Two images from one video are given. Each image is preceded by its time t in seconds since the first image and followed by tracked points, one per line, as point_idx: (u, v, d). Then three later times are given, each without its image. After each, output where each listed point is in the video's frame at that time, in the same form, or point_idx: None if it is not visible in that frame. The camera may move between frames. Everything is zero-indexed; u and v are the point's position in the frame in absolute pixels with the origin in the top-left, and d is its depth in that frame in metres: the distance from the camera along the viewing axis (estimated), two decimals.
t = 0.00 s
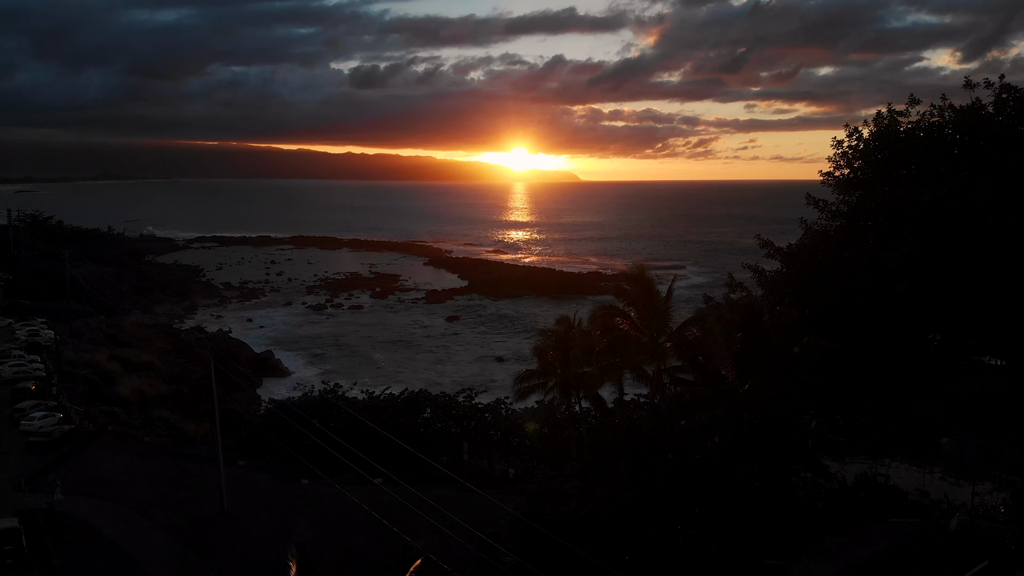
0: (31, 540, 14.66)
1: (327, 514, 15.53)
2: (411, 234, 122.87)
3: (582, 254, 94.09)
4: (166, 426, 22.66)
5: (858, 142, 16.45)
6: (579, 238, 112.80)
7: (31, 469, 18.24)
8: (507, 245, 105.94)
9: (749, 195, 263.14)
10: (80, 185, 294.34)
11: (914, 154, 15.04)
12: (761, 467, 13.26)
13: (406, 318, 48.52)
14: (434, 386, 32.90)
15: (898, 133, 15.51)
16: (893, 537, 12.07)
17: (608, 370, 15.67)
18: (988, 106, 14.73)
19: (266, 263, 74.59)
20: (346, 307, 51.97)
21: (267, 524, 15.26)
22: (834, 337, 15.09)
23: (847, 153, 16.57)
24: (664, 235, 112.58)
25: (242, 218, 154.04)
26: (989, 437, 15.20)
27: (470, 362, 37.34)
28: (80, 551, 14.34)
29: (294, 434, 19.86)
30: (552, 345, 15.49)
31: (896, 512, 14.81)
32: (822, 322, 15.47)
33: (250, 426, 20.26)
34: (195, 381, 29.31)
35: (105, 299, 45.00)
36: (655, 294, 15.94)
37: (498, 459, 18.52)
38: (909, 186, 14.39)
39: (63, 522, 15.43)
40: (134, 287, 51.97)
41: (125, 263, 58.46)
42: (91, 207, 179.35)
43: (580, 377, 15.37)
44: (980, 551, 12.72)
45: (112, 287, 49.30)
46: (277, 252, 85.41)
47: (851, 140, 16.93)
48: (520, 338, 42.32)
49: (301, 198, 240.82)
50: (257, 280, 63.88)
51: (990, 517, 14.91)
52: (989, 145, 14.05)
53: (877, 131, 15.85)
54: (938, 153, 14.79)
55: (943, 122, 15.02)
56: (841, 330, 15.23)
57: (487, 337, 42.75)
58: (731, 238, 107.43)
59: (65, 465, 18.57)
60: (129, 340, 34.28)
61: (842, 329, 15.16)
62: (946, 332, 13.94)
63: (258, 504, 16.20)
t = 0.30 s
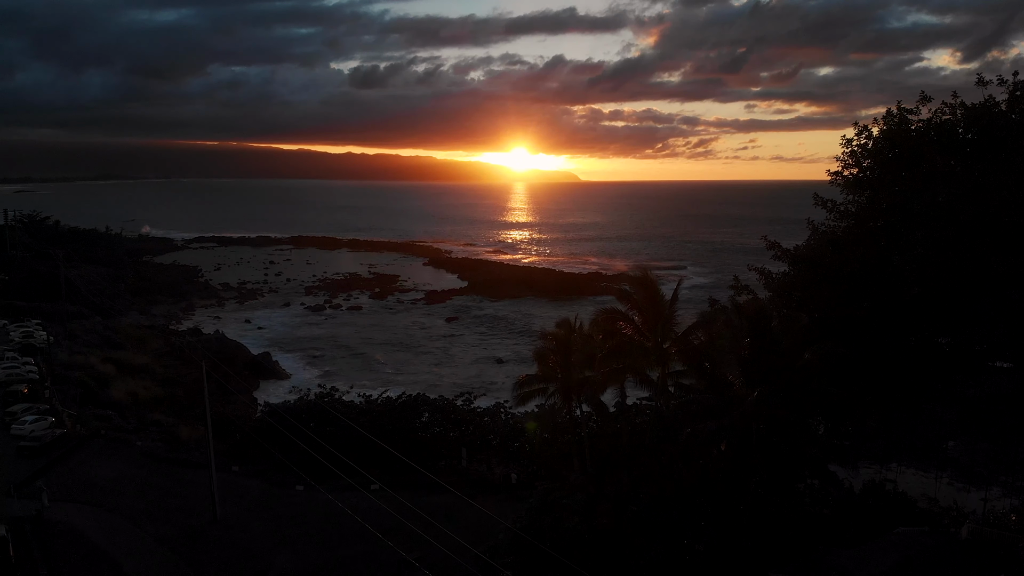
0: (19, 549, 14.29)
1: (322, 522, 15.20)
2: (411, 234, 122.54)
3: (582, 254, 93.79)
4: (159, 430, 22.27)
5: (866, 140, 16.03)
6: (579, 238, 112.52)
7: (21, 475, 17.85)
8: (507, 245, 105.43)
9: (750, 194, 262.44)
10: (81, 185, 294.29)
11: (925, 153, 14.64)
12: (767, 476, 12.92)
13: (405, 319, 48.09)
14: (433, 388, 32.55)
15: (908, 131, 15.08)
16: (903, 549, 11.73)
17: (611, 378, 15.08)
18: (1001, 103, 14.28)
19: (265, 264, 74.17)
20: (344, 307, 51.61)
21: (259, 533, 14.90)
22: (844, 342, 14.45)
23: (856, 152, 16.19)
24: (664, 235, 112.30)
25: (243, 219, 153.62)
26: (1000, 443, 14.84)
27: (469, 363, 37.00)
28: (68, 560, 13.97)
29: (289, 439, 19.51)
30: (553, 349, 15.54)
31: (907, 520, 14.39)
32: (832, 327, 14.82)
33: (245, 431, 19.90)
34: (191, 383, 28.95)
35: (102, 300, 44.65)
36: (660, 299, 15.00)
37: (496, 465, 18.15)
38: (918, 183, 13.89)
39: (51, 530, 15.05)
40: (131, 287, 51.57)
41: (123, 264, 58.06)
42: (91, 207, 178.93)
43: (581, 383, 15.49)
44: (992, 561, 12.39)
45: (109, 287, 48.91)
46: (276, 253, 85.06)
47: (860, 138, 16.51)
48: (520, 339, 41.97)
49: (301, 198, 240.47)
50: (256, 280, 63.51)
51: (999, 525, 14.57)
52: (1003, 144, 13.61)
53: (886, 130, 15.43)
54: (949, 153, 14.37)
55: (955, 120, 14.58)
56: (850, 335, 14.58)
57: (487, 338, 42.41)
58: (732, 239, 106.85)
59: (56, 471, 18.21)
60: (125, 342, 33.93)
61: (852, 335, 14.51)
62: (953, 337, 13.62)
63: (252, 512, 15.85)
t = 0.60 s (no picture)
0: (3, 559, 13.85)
1: (316, 530, 14.80)
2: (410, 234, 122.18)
3: (582, 254, 93.43)
4: (152, 434, 21.85)
5: (877, 139, 15.65)
6: (579, 238, 112.14)
7: (9, 482, 17.42)
8: (508, 245, 105.03)
9: (750, 194, 262.15)
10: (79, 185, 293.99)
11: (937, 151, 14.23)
12: (774, 484, 12.52)
13: (405, 320, 47.67)
14: (431, 390, 32.15)
15: (919, 128, 14.68)
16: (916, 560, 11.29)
17: (614, 384, 14.68)
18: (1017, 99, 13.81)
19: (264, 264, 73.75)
20: (343, 308, 51.23)
21: (252, 541, 14.49)
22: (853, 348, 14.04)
23: (865, 151, 15.78)
24: (665, 235, 111.94)
25: (241, 219, 153.23)
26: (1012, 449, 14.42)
27: (468, 365, 36.61)
28: (54, 570, 13.54)
29: (284, 443, 19.13)
30: (554, 353, 15.30)
31: (917, 529, 13.96)
32: (841, 331, 14.41)
33: (240, 436, 19.52)
34: (186, 385, 28.51)
35: (98, 301, 44.24)
36: (664, 302, 14.98)
37: (496, 470, 17.74)
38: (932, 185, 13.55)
39: (37, 538, 14.64)
40: (128, 288, 51.12)
41: (120, 264, 57.61)
42: (90, 207, 178.42)
43: (581, 387, 15.07)
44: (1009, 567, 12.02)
45: (105, 288, 48.47)
46: (275, 253, 84.70)
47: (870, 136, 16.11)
48: (520, 341, 41.58)
49: (301, 199, 240.07)
50: (254, 280, 63.09)
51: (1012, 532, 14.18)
52: (1019, 141, 13.15)
53: (898, 126, 15.04)
54: (963, 151, 13.91)
55: (968, 117, 14.14)
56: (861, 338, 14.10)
57: (486, 340, 42.00)
58: (734, 239, 106.44)
59: (44, 476, 17.79)
60: (121, 344, 33.50)
61: (862, 338, 14.03)
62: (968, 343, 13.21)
63: (244, 519, 15.41)
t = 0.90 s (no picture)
0: None
1: (310, 537, 14.47)
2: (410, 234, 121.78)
3: (583, 254, 93.11)
4: (145, 438, 21.46)
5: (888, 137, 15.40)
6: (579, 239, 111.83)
7: None
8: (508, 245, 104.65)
9: (750, 195, 261.95)
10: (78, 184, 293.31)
11: (948, 149, 13.87)
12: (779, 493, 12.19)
13: (403, 321, 47.29)
14: (430, 392, 31.81)
15: (931, 127, 14.40)
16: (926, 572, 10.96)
17: (616, 391, 14.47)
18: None
19: (263, 264, 73.37)
20: (342, 309, 50.88)
21: (243, 551, 14.13)
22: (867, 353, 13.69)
23: (875, 149, 15.50)
24: (665, 236, 111.58)
25: (241, 219, 152.75)
26: None
27: (468, 367, 36.29)
28: None
29: (281, 447, 18.84)
30: (555, 358, 15.10)
31: (927, 538, 13.60)
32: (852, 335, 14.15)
33: (234, 438, 19.24)
34: (181, 388, 28.16)
35: (94, 302, 43.85)
36: (670, 306, 14.44)
37: (495, 476, 17.45)
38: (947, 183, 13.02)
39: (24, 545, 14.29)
40: (125, 288, 50.72)
41: (117, 265, 57.20)
42: (89, 207, 177.91)
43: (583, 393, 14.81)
44: None
45: (102, 289, 48.07)
46: (274, 253, 84.35)
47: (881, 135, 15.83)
48: (519, 342, 41.24)
49: (300, 198, 239.61)
50: (252, 281, 62.65)
51: None
52: None
53: (909, 125, 14.77)
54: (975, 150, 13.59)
55: (982, 114, 13.80)
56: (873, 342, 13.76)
57: (486, 341, 41.68)
58: (735, 239, 106.09)
59: (34, 482, 17.42)
60: (115, 345, 33.11)
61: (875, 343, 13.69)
62: (984, 346, 12.66)
63: (236, 526, 15.08)
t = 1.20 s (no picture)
0: None
1: (305, 547, 14.07)
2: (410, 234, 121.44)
3: (583, 254, 92.82)
4: (138, 443, 21.04)
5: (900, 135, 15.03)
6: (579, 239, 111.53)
7: None
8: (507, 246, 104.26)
9: (750, 195, 261.79)
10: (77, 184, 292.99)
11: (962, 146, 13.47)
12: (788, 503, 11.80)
13: (403, 322, 46.90)
14: (429, 394, 31.45)
15: (945, 124, 14.02)
16: None
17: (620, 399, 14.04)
18: None
19: (261, 265, 72.96)
20: (340, 310, 50.52)
21: (236, 560, 13.73)
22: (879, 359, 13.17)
23: (886, 147, 15.18)
24: (665, 236, 111.32)
25: (239, 219, 152.27)
26: None
27: (467, 368, 35.95)
28: None
29: (276, 453, 18.44)
30: (556, 363, 14.48)
31: (938, 548, 13.23)
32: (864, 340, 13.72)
33: (228, 444, 18.86)
34: (176, 391, 27.75)
35: (89, 303, 43.36)
36: (676, 310, 14.27)
37: (495, 482, 17.07)
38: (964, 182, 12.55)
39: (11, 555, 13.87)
40: (121, 289, 50.25)
41: (113, 265, 56.72)
42: (87, 207, 177.36)
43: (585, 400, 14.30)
44: None
45: (98, 289, 47.61)
46: (273, 253, 83.96)
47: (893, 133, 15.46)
48: (519, 343, 40.91)
49: (300, 199, 239.19)
50: (250, 282, 62.20)
51: None
52: None
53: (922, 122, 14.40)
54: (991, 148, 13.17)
55: (998, 112, 13.40)
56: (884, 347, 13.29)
57: (486, 342, 41.33)
58: (735, 240, 105.77)
59: (23, 488, 17.00)
60: (110, 347, 32.64)
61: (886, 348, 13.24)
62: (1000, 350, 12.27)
63: (229, 534, 14.67)
